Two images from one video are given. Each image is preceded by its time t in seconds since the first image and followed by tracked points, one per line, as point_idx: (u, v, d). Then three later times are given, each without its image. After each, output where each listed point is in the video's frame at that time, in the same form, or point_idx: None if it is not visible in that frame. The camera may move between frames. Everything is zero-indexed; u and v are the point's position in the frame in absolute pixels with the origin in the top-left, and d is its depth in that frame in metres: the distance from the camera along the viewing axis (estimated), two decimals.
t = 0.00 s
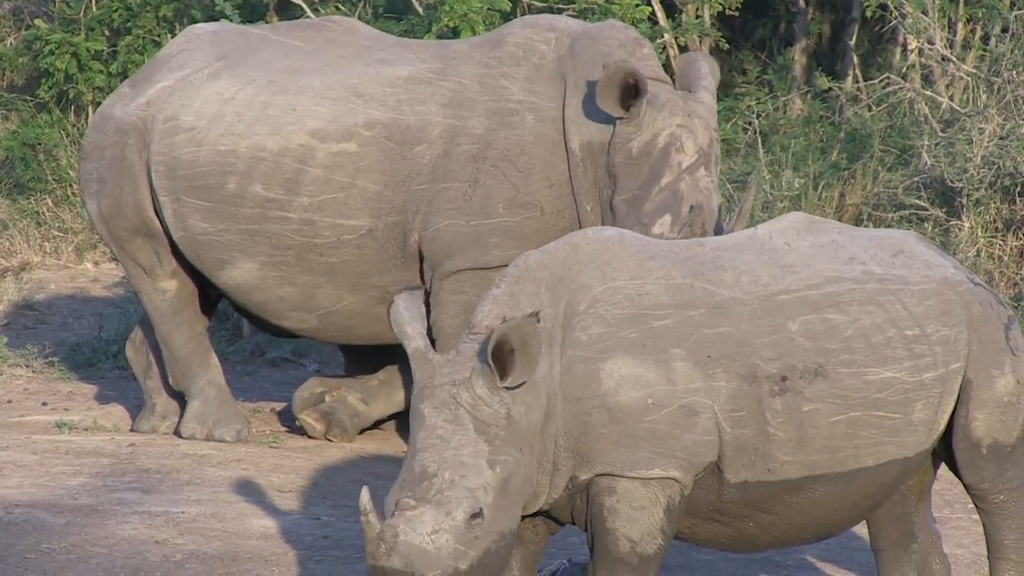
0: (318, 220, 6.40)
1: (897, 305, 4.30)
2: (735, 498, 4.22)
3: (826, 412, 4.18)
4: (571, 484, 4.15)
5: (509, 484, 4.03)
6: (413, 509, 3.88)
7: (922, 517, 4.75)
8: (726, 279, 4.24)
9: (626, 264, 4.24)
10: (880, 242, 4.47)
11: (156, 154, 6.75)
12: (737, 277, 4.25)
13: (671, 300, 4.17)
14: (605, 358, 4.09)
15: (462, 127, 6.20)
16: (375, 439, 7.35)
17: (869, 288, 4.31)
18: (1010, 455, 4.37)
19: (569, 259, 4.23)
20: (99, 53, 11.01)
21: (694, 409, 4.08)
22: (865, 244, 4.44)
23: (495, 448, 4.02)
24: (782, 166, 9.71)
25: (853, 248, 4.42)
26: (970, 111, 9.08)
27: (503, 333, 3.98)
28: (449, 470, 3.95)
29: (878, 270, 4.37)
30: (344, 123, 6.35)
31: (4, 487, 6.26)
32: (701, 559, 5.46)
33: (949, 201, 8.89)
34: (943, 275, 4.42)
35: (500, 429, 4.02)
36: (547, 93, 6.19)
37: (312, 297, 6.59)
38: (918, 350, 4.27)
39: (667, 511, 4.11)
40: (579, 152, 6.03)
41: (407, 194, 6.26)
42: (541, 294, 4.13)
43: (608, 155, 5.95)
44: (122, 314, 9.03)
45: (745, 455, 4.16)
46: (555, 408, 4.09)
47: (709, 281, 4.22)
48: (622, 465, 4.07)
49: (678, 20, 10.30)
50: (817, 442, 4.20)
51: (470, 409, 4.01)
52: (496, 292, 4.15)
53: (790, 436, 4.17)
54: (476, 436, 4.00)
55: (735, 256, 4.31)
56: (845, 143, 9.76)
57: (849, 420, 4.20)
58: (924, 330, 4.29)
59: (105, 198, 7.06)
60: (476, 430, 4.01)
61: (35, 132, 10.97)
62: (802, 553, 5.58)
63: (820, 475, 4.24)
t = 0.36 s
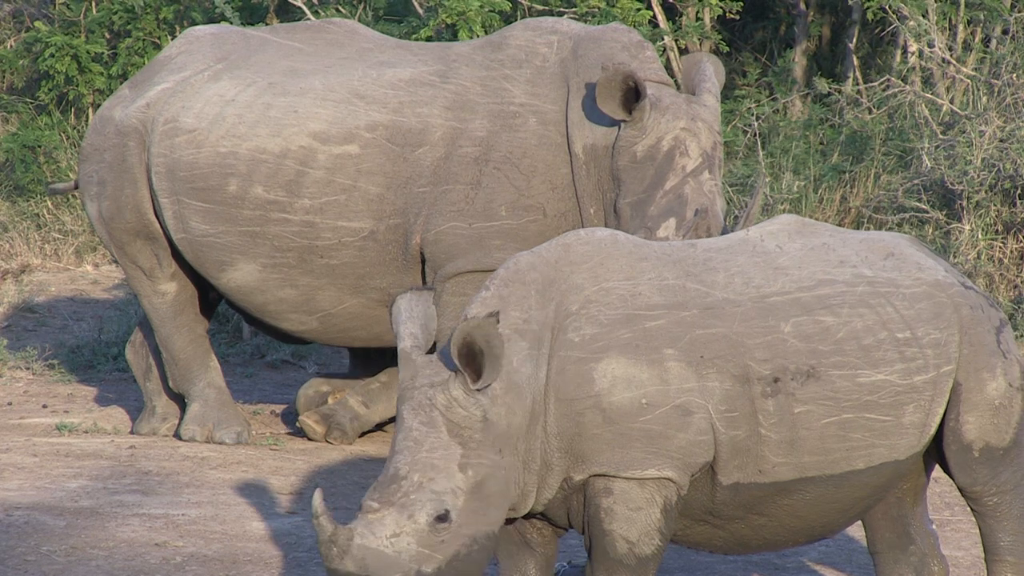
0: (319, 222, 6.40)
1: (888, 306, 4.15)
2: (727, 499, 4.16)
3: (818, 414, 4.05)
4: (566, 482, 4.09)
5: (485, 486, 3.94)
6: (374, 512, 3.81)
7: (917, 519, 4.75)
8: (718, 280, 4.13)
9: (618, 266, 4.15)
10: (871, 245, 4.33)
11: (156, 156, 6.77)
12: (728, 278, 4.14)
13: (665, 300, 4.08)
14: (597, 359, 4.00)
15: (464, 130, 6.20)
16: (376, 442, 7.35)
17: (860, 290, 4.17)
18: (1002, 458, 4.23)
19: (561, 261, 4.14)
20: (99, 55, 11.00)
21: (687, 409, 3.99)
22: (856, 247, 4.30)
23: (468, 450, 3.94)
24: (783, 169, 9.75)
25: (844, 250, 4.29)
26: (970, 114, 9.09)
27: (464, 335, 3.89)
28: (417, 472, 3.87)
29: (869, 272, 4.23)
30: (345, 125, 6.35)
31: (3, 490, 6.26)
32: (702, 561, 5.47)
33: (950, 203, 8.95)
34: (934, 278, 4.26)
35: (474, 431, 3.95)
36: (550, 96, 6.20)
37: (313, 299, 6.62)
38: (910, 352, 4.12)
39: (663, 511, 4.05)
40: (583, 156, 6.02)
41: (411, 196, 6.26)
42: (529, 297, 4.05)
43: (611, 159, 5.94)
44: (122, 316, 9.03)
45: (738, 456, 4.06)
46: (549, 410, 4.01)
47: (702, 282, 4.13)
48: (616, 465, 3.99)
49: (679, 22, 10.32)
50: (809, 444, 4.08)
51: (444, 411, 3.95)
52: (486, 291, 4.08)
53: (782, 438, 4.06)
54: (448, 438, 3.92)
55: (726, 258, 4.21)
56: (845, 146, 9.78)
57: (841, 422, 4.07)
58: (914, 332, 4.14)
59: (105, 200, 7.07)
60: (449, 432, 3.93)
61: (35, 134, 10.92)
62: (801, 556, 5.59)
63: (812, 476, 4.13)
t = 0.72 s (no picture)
0: (319, 223, 6.40)
1: (879, 306, 4.15)
2: (718, 499, 4.14)
3: (808, 413, 4.05)
4: (554, 482, 4.09)
5: (448, 485, 4.00)
6: (329, 510, 3.93)
7: (913, 519, 4.76)
8: (707, 280, 4.13)
9: (605, 266, 4.14)
10: (863, 245, 4.32)
11: (157, 157, 6.77)
12: (718, 277, 4.14)
13: (652, 300, 4.07)
14: (583, 358, 3.99)
15: (464, 131, 6.20)
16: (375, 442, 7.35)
17: (851, 290, 4.16)
18: (995, 460, 4.22)
19: (545, 262, 4.14)
20: (99, 57, 10.99)
21: (676, 408, 3.98)
22: (848, 248, 4.29)
23: (429, 450, 4.00)
24: (782, 170, 9.75)
25: (836, 250, 4.28)
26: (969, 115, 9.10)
27: (446, 327, 3.91)
28: (376, 471, 3.97)
29: (860, 272, 4.22)
30: (345, 127, 6.35)
31: (3, 491, 6.26)
32: (702, 563, 5.48)
33: (949, 205, 8.99)
34: (926, 278, 4.24)
35: (435, 430, 4.00)
36: (550, 98, 6.21)
37: (313, 300, 6.61)
38: (901, 351, 4.11)
39: (656, 510, 4.04)
40: (583, 158, 6.03)
41: (410, 198, 6.25)
42: (507, 300, 4.06)
43: (611, 160, 5.95)
44: (122, 318, 9.03)
45: (728, 455, 4.05)
46: (531, 410, 4.02)
47: (691, 282, 4.12)
48: (604, 464, 3.99)
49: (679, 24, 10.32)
50: (798, 443, 4.07)
51: (405, 410, 4.01)
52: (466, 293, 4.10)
53: (771, 437, 4.05)
54: (408, 437, 4.00)
55: (716, 258, 4.20)
56: (845, 147, 9.78)
57: (831, 421, 4.06)
58: (906, 331, 4.13)
59: (105, 202, 7.07)
60: (410, 432, 4.00)
61: (35, 136, 10.90)
62: (800, 557, 5.60)
63: (803, 476, 4.11)
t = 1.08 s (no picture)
0: (319, 225, 6.41)
1: (868, 306, 4.16)
2: (706, 499, 4.12)
3: (796, 412, 4.04)
4: (539, 481, 4.06)
5: (413, 483, 4.01)
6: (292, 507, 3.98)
7: (911, 521, 4.74)
8: (694, 279, 4.13)
9: (589, 266, 4.13)
10: (854, 247, 4.33)
11: (156, 158, 6.76)
12: (705, 277, 4.14)
13: (638, 300, 4.06)
14: (567, 357, 3.97)
15: (464, 133, 6.20)
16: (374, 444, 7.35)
17: (840, 289, 4.17)
18: (989, 462, 4.24)
19: (528, 263, 4.14)
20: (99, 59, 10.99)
21: (661, 406, 3.96)
22: (839, 249, 4.30)
23: (393, 447, 4.01)
24: (781, 172, 9.76)
25: (826, 251, 4.28)
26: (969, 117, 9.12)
27: (396, 325, 3.92)
28: (342, 469, 4.02)
29: (850, 272, 4.23)
30: (345, 128, 6.36)
31: (3, 493, 6.26)
32: (701, 565, 5.47)
33: (950, 207, 9.00)
34: (917, 280, 4.26)
35: (399, 427, 4.01)
36: (548, 100, 6.20)
37: (313, 302, 6.61)
38: (890, 351, 4.12)
39: (646, 508, 4.02)
40: (582, 159, 6.03)
41: (410, 199, 6.26)
42: (487, 301, 4.08)
43: (610, 162, 5.96)
44: (122, 319, 9.03)
45: (716, 454, 4.03)
46: (512, 408, 4.00)
47: (678, 281, 4.12)
48: (590, 464, 3.97)
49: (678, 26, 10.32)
50: (786, 442, 4.06)
51: (370, 406, 4.04)
52: (444, 292, 4.11)
53: (758, 436, 4.04)
54: (373, 434, 4.02)
55: (703, 258, 4.20)
56: (845, 150, 9.73)
57: (819, 420, 4.06)
58: (896, 331, 4.15)
59: (105, 204, 7.07)
60: (375, 428, 4.03)
61: (35, 138, 10.93)
62: (801, 560, 5.58)
63: (792, 475, 4.10)
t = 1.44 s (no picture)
0: (318, 226, 6.40)
1: (858, 306, 4.19)
2: (696, 499, 4.16)
3: (784, 411, 4.09)
4: (527, 481, 4.13)
5: (386, 486, 4.16)
6: (273, 510, 4.19)
7: (910, 523, 4.72)
8: (682, 279, 4.18)
9: (576, 266, 4.20)
10: (846, 249, 4.35)
11: (156, 159, 6.75)
12: (693, 278, 4.19)
13: (624, 300, 4.12)
14: (554, 357, 4.03)
15: (463, 135, 6.19)
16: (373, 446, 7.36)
17: (829, 290, 4.21)
18: (984, 465, 4.23)
19: (511, 265, 4.22)
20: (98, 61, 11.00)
21: (648, 405, 4.01)
22: (830, 250, 4.33)
23: (368, 451, 4.17)
24: (781, 173, 9.76)
25: (816, 252, 4.32)
26: (968, 119, 9.14)
27: (376, 329, 4.05)
28: (319, 472, 4.20)
29: (840, 273, 4.26)
30: (345, 130, 6.35)
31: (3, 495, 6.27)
32: (700, 566, 5.45)
33: (949, 209, 9.00)
34: (909, 282, 4.28)
35: (374, 430, 4.16)
36: (548, 102, 6.19)
37: (312, 303, 6.62)
38: (879, 351, 4.16)
39: (638, 507, 4.07)
40: (582, 161, 6.03)
41: (409, 201, 6.25)
42: (470, 303, 4.18)
43: (610, 164, 5.96)
44: (122, 321, 9.04)
45: (705, 454, 4.08)
46: (498, 408, 4.07)
47: (665, 282, 4.17)
48: (577, 464, 4.02)
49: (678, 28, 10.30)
50: (774, 441, 4.11)
51: (347, 409, 4.20)
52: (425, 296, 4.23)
53: (746, 435, 4.09)
54: (349, 438, 4.19)
55: (692, 258, 4.25)
56: (844, 151, 9.76)
57: (807, 419, 4.10)
58: (885, 331, 4.18)
59: (105, 205, 7.05)
60: (351, 432, 4.19)
61: (35, 140, 10.93)
62: (800, 561, 5.56)
63: (781, 475, 4.14)
